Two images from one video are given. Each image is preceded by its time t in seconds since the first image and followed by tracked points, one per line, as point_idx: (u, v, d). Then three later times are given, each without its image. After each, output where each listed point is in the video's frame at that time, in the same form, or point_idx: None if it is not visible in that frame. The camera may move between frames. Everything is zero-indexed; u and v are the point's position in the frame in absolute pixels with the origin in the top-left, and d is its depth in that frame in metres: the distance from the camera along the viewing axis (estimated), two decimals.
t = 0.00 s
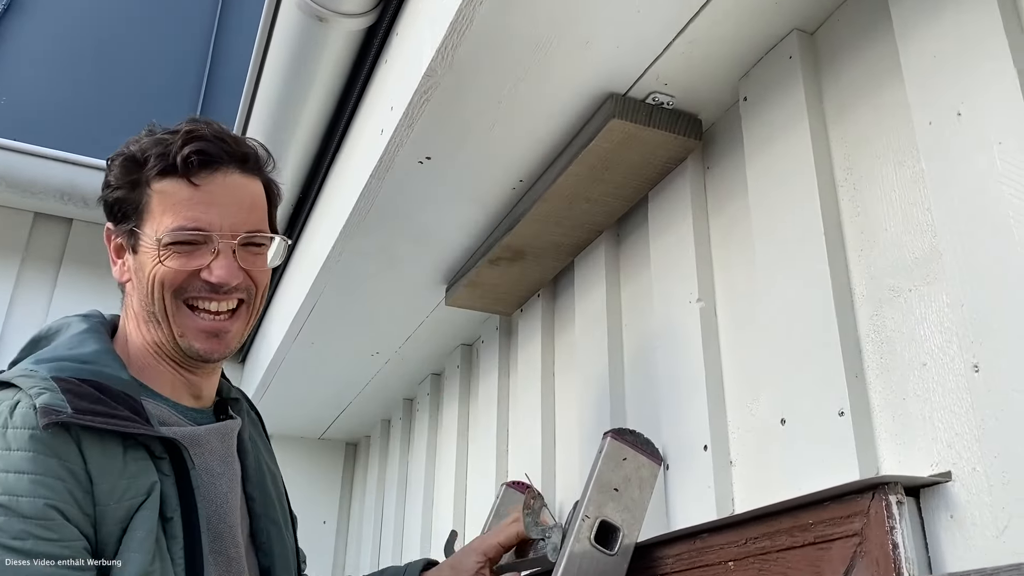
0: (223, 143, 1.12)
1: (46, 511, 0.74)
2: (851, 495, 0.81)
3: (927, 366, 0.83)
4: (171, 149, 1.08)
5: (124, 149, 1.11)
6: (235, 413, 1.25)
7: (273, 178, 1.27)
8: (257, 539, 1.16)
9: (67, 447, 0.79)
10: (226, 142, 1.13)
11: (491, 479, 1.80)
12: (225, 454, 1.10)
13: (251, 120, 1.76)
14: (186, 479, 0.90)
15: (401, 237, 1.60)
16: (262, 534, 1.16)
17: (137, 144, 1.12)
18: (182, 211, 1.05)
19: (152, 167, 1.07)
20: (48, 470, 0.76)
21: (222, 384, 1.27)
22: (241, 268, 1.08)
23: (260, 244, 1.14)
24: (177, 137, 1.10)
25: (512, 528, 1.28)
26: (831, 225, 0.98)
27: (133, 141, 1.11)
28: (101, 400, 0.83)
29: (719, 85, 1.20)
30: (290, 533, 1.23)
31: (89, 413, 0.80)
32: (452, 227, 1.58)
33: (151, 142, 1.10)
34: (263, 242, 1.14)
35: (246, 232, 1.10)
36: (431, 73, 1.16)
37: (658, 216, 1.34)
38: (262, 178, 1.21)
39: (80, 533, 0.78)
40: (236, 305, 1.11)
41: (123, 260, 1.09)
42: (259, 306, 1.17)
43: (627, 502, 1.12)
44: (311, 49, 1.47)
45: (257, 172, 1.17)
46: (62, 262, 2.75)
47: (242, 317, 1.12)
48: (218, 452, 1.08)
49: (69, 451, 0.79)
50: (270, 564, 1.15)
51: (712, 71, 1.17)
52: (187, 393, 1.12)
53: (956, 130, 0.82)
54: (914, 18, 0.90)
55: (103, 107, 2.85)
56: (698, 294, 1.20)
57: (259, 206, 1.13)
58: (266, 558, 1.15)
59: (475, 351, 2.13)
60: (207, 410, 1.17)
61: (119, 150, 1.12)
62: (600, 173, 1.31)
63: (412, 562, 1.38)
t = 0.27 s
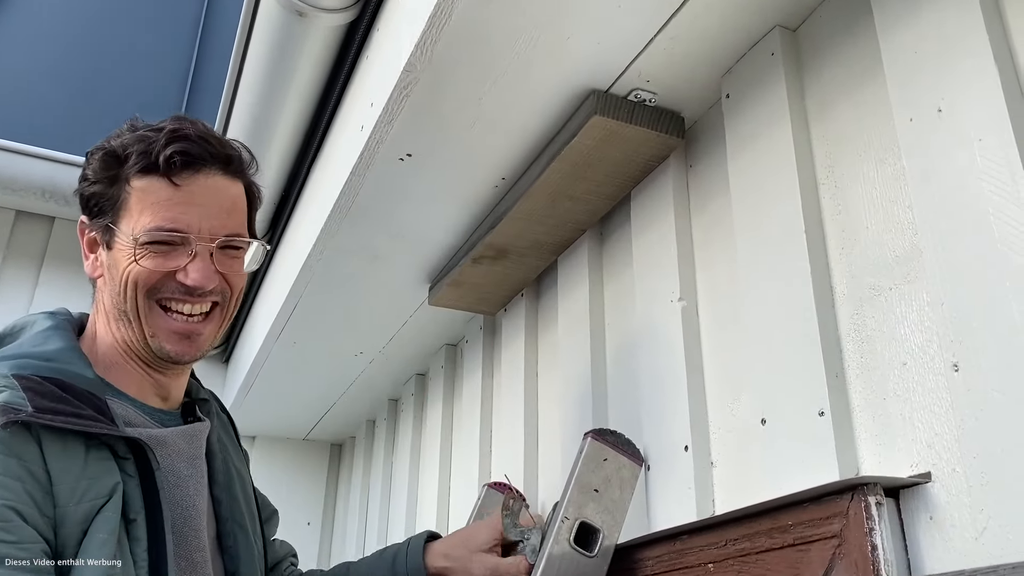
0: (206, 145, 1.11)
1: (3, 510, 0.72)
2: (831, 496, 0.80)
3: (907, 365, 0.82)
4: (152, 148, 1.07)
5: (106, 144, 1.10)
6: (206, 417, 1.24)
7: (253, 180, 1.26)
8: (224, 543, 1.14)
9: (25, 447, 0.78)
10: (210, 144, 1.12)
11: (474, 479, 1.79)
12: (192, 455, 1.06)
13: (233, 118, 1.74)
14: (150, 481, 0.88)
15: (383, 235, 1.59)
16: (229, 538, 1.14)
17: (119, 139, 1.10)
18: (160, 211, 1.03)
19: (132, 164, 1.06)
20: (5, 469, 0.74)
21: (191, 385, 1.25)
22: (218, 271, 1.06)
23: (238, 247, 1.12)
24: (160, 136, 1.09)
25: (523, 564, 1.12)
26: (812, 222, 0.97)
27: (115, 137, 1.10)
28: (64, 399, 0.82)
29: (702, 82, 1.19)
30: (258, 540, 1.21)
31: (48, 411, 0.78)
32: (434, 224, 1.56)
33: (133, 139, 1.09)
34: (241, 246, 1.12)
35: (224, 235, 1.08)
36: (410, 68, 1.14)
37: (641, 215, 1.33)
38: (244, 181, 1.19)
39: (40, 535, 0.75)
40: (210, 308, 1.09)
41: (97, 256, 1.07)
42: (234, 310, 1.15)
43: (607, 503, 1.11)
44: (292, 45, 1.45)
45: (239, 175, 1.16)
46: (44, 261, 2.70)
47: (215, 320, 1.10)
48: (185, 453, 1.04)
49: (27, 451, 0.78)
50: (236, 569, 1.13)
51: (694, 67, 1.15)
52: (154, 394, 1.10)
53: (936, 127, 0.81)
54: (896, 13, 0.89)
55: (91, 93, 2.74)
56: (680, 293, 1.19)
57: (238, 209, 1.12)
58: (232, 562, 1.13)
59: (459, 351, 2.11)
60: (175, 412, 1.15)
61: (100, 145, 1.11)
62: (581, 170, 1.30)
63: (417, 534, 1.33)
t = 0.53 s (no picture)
0: (193, 145, 1.10)
1: None
2: (823, 503, 0.80)
3: (900, 372, 0.83)
4: (138, 149, 1.06)
5: (90, 147, 1.08)
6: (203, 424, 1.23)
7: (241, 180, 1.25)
8: (218, 551, 1.13)
9: (19, 453, 0.77)
10: (196, 144, 1.11)
11: (467, 483, 1.79)
12: (188, 461, 1.07)
13: (226, 122, 1.74)
14: (145, 487, 0.88)
15: (377, 239, 1.59)
16: (222, 546, 1.13)
17: (103, 142, 1.09)
18: (149, 213, 1.03)
19: (118, 166, 1.05)
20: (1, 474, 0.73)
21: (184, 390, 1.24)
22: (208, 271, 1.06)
23: (227, 246, 1.12)
24: (146, 137, 1.08)
25: None
26: (805, 229, 0.97)
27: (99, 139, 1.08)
28: (58, 404, 0.81)
29: (695, 88, 1.19)
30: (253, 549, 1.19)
31: (43, 417, 0.78)
32: (429, 228, 1.56)
33: (117, 142, 1.08)
34: (230, 245, 1.12)
35: (213, 235, 1.07)
36: (404, 73, 1.14)
37: (635, 219, 1.33)
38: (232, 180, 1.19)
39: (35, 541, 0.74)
40: (202, 309, 1.08)
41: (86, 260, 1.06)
42: (225, 310, 1.15)
43: (600, 508, 1.11)
44: (285, 48, 1.45)
45: (225, 174, 1.15)
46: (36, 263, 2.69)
47: (208, 321, 1.09)
48: (180, 459, 1.05)
49: (22, 457, 0.77)
50: None
51: (688, 73, 1.16)
52: (148, 398, 1.09)
53: (929, 135, 0.82)
54: (889, 21, 0.89)
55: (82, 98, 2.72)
56: (674, 298, 1.19)
57: (227, 209, 1.11)
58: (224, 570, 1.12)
59: (453, 354, 2.11)
60: (170, 417, 1.14)
61: (83, 148, 1.09)
62: (576, 175, 1.30)
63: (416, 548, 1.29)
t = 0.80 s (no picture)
0: (215, 157, 1.10)
1: (14, 524, 0.71)
2: (818, 509, 0.82)
3: (893, 380, 0.84)
4: (160, 160, 1.06)
5: (114, 155, 1.09)
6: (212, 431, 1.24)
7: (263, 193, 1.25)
8: (224, 559, 1.12)
9: (35, 462, 0.77)
10: (218, 156, 1.11)
11: (465, 486, 1.79)
12: (197, 470, 1.06)
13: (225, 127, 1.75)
14: (156, 495, 0.88)
15: (376, 244, 1.60)
16: (229, 553, 1.12)
17: (127, 151, 1.10)
18: (167, 223, 1.03)
19: (140, 176, 1.05)
20: (15, 483, 0.74)
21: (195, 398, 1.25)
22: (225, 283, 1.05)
23: (246, 259, 1.11)
24: (169, 148, 1.08)
25: None
26: (800, 238, 0.98)
27: (123, 148, 1.09)
28: (73, 413, 0.81)
29: (691, 97, 1.20)
30: (260, 559, 1.19)
31: (57, 426, 0.78)
32: (427, 234, 1.57)
33: (141, 151, 1.08)
34: (249, 258, 1.11)
35: (232, 247, 1.07)
36: (404, 81, 1.15)
37: (631, 226, 1.34)
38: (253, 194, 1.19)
39: (49, 549, 0.74)
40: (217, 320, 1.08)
41: (105, 267, 1.07)
42: (241, 322, 1.14)
43: (598, 513, 1.12)
44: (285, 56, 1.46)
45: (247, 187, 1.15)
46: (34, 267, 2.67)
47: (222, 332, 1.09)
48: (190, 468, 1.05)
49: (37, 466, 0.77)
50: None
51: (684, 83, 1.17)
52: (159, 405, 1.09)
53: (921, 147, 0.83)
54: (882, 33, 0.90)
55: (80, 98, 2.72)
56: (670, 305, 1.20)
57: (246, 222, 1.11)
58: None
59: (450, 358, 2.12)
60: (179, 425, 1.14)
61: (107, 156, 1.10)
62: (573, 182, 1.31)
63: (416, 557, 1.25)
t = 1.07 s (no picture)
0: (239, 168, 1.13)
1: (38, 532, 0.74)
2: (815, 513, 0.84)
3: (888, 388, 0.86)
4: (186, 170, 1.08)
5: (140, 165, 1.12)
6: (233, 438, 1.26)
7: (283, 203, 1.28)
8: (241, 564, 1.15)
9: (60, 470, 0.79)
10: (241, 167, 1.13)
11: (467, 489, 1.82)
12: (218, 476, 1.10)
13: (229, 135, 1.77)
14: (177, 501, 0.90)
15: (381, 250, 1.62)
16: (246, 559, 1.15)
17: (153, 161, 1.12)
18: (193, 232, 1.05)
19: (167, 186, 1.08)
20: (40, 492, 0.76)
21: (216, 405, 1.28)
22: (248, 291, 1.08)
23: (267, 268, 1.14)
24: (195, 159, 1.11)
25: None
26: (798, 248, 1.01)
27: (149, 158, 1.11)
28: (97, 421, 0.83)
29: (691, 108, 1.22)
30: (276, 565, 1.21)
31: (82, 436, 0.80)
32: (431, 240, 1.59)
33: (167, 162, 1.11)
34: (271, 267, 1.14)
35: (255, 256, 1.10)
36: (410, 93, 1.17)
37: (632, 233, 1.36)
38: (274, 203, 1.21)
39: (71, 556, 0.77)
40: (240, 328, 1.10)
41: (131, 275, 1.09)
42: (261, 330, 1.16)
43: (600, 516, 1.14)
44: (291, 65, 1.48)
45: (269, 198, 1.17)
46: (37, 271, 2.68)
47: (244, 339, 1.11)
48: (210, 475, 1.09)
49: (62, 473, 0.79)
50: None
51: (685, 94, 1.19)
52: (181, 412, 1.11)
53: (916, 160, 0.85)
54: (878, 48, 0.93)
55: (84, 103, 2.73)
56: (670, 311, 1.22)
57: (267, 231, 1.13)
58: None
59: (452, 361, 2.14)
60: (200, 431, 1.16)
61: (134, 166, 1.12)
62: (575, 191, 1.33)
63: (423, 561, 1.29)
